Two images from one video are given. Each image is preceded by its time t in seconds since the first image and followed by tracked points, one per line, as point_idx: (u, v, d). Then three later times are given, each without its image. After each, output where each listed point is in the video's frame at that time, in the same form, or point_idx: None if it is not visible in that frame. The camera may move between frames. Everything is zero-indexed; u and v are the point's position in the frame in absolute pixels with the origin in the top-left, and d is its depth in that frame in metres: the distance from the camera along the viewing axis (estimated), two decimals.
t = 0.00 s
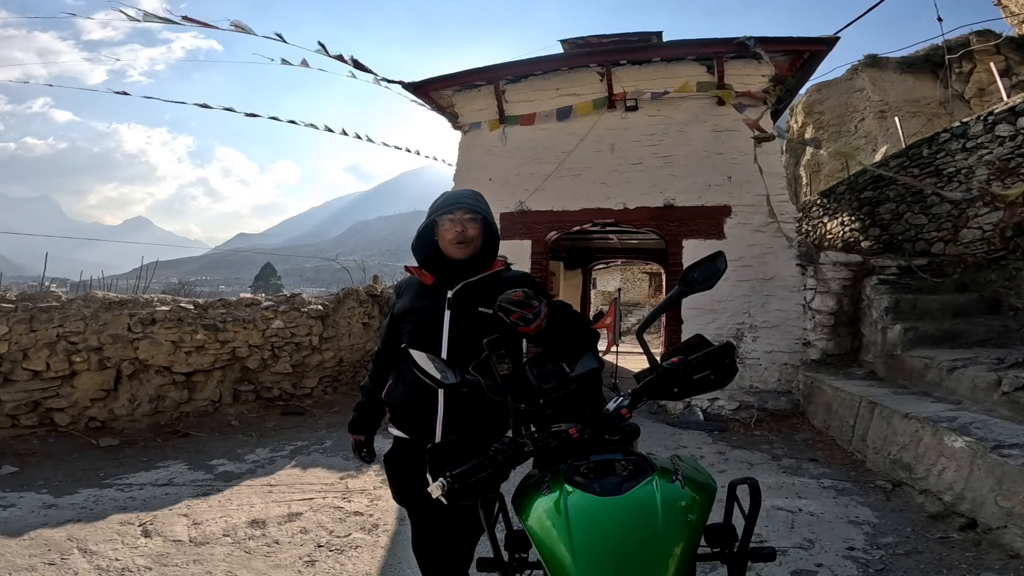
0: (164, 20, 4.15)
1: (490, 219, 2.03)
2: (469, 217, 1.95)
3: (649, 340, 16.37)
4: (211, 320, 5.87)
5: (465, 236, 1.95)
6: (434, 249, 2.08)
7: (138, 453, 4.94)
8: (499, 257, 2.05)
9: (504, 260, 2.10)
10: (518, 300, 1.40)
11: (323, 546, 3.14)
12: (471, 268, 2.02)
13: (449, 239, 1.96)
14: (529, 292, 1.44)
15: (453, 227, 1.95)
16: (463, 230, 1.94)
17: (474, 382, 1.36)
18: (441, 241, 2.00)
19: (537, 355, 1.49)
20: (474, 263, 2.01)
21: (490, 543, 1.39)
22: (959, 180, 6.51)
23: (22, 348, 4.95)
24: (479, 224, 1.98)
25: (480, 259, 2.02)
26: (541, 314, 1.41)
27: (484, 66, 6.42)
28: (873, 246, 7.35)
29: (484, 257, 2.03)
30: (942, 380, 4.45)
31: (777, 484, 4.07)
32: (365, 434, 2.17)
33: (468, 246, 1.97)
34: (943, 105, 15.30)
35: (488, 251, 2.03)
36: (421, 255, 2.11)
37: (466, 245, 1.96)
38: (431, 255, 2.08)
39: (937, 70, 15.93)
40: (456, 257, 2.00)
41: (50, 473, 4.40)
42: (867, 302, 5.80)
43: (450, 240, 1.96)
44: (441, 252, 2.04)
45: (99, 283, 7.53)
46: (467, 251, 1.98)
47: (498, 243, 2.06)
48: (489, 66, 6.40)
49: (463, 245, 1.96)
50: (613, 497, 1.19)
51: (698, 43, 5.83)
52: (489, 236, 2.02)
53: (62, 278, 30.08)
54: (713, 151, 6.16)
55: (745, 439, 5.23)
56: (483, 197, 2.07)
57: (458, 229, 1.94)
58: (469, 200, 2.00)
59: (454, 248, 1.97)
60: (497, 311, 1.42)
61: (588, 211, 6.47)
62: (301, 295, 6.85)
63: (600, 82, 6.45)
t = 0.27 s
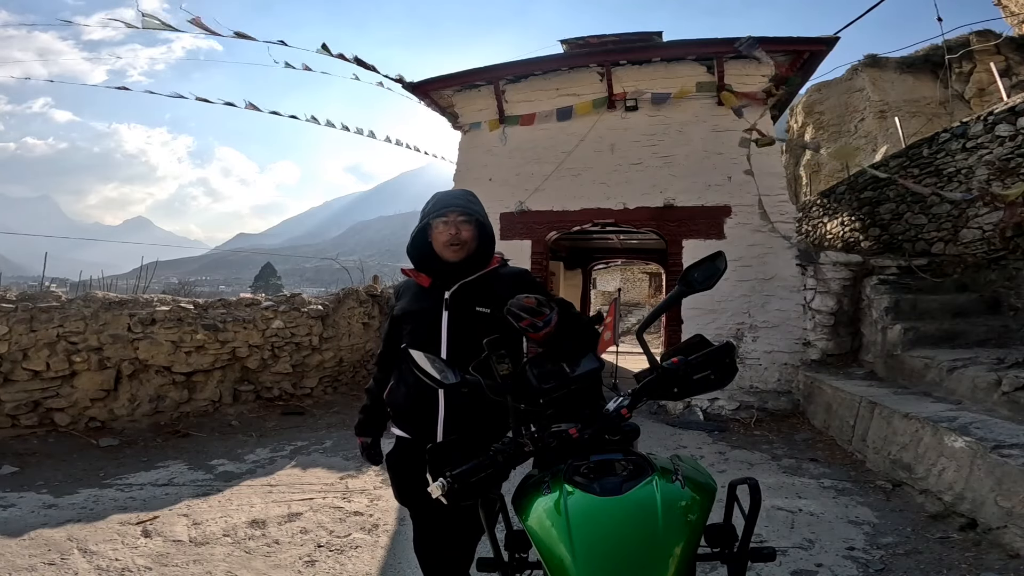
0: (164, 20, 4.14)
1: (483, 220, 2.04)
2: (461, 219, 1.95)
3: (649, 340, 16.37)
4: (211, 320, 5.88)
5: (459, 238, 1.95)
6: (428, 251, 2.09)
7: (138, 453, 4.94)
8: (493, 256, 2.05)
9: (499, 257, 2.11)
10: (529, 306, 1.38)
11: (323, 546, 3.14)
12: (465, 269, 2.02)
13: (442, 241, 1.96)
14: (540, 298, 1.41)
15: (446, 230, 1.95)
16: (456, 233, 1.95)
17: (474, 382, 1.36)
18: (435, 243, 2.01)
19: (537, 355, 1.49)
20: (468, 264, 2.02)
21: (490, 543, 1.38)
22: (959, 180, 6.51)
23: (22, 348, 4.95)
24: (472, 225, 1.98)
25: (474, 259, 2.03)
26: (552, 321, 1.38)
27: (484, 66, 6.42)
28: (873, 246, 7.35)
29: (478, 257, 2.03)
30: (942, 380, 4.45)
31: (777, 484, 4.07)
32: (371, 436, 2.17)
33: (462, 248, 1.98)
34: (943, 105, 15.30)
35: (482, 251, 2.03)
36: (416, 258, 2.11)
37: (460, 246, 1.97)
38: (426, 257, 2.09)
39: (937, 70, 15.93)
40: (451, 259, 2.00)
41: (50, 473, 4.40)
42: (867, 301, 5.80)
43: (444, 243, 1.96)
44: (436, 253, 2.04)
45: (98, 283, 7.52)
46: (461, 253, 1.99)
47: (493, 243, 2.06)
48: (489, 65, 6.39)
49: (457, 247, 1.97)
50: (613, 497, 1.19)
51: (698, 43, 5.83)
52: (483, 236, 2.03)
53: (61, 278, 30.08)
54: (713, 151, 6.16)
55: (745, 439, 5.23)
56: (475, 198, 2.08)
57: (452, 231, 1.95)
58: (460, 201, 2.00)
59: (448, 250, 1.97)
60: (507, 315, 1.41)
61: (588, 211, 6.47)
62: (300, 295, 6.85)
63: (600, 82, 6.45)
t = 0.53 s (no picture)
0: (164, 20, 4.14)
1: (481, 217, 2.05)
2: (460, 217, 1.97)
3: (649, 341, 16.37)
4: (211, 320, 5.88)
5: (457, 236, 1.96)
6: (426, 250, 2.09)
7: (138, 453, 4.94)
8: (491, 255, 2.06)
9: (496, 256, 2.11)
10: (525, 316, 1.36)
11: (323, 546, 3.14)
12: (463, 267, 2.03)
13: (441, 239, 1.97)
14: (535, 307, 1.40)
15: (446, 227, 1.96)
16: (455, 230, 1.96)
17: (474, 382, 1.36)
18: (434, 241, 2.02)
19: (537, 356, 1.49)
20: (467, 261, 2.03)
21: (490, 543, 1.39)
22: (959, 181, 6.51)
23: (22, 348, 4.95)
24: (471, 224, 2.00)
25: (472, 257, 2.04)
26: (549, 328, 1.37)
27: (484, 66, 6.42)
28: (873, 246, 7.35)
29: (476, 256, 2.04)
30: (942, 380, 4.45)
31: (777, 484, 4.07)
32: (371, 437, 2.17)
33: (460, 246, 1.99)
34: (943, 105, 15.30)
35: (480, 250, 2.04)
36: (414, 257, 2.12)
37: (458, 244, 1.98)
38: (424, 256, 2.09)
39: (937, 70, 15.93)
40: (449, 257, 2.01)
41: (50, 473, 4.40)
42: (867, 302, 5.80)
43: (443, 240, 1.97)
44: (434, 253, 2.05)
45: (98, 283, 7.52)
46: (459, 251, 2.00)
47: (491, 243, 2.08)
48: (489, 66, 6.40)
49: (456, 244, 1.98)
50: (613, 498, 1.19)
51: (698, 43, 5.83)
52: (481, 235, 2.04)
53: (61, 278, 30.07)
54: (713, 151, 6.16)
55: (745, 440, 5.23)
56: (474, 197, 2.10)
57: (451, 228, 1.96)
58: (459, 200, 2.02)
59: (447, 247, 1.98)
60: (503, 327, 1.39)
61: (588, 211, 6.47)
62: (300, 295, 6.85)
63: (600, 82, 6.45)
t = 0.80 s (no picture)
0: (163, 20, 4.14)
1: (481, 218, 2.05)
2: (461, 218, 1.97)
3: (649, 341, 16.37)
4: (211, 320, 5.88)
5: (458, 236, 1.96)
6: (426, 250, 2.09)
7: (138, 453, 4.94)
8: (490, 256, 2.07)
9: (495, 257, 2.11)
10: (522, 310, 1.36)
11: (323, 546, 3.14)
12: (463, 268, 2.03)
13: (441, 238, 1.97)
14: (532, 301, 1.40)
15: (446, 227, 1.96)
16: (456, 230, 1.96)
17: (474, 382, 1.36)
18: (434, 240, 2.01)
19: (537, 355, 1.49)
20: (467, 261, 2.03)
21: (490, 543, 1.38)
22: (959, 180, 6.51)
23: (22, 348, 4.95)
24: (472, 225, 2.00)
25: (472, 258, 2.04)
26: (546, 322, 1.37)
27: (484, 66, 6.42)
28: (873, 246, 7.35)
29: (475, 256, 2.05)
30: (942, 380, 4.45)
31: (777, 484, 4.07)
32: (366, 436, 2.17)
33: (460, 246, 1.98)
34: (943, 105, 15.30)
35: (479, 250, 2.05)
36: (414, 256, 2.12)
37: (459, 244, 1.97)
38: (424, 256, 2.08)
39: (938, 70, 15.93)
40: (449, 257, 2.01)
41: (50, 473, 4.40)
42: (867, 302, 5.80)
43: (443, 240, 1.97)
44: (433, 252, 2.05)
45: (99, 283, 7.52)
46: (459, 250, 1.99)
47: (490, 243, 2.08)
48: (489, 65, 6.39)
49: (456, 244, 1.97)
50: (613, 498, 1.19)
51: (698, 43, 5.83)
52: (481, 236, 2.04)
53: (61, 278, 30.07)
54: (713, 151, 6.16)
55: (745, 439, 5.23)
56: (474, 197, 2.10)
57: (452, 228, 1.95)
58: (460, 200, 2.02)
59: (448, 247, 1.98)
60: (501, 321, 1.39)
61: (588, 211, 6.47)
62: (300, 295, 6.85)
63: (600, 82, 6.45)
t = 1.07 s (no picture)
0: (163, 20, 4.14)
1: (480, 220, 2.04)
2: (459, 219, 1.96)
3: (649, 340, 16.38)
4: (211, 320, 5.88)
5: (455, 237, 1.95)
6: (426, 250, 2.09)
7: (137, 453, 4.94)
8: (490, 257, 2.08)
9: (494, 258, 2.11)
10: (526, 306, 1.38)
11: (323, 546, 3.14)
12: (461, 268, 2.03)
13: (439, 239, 1.96)
14: (535, 297, 1.41)
15: (443, 228, 1.95)
16: (453, 231, 1.95)
17: (475, 382, 1.36)
18: (433, 241, 2.00)
19: (538, 355, 1.50)
20: (466, 262, 2.03)
21: (490, 543, 1.39)
22: (959, 181, 6.51)
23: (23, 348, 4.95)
24: (468, 224, 1.99)
25: (471, 258, 2.05)
26: (550, 319, 1.38)
27: (485, 66, 6.42)
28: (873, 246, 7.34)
29: (475, 257, 2.05)
30: (941, 380, 4.45)
31: (777, 484, 4.07)
32: (360, 433, 2.16)
33: (458, 247, 1.98)
34: (943, 105, 15.30)
35: (478, 251, 2.05)
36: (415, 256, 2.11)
37: (456, 245, 1.96)
38: (424, 256, 2.09)
39: (937, 70, 15.93)
40: (447, 257, 2.00)
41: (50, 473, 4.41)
42: (867, 302, 5.80)
43: (441, 241, 1.96)
44: (433, 253, 2.05)
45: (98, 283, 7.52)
46: (458, 251, 1.98)
47: (489, 244, 2.09)
48: (489, 65, 6.40)
49: (453, 245, 1.96)
50: (613, 498, 1.19)
51: (698, 43, 5.83)
52: (479, 237, 2.04)
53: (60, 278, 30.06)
54: (713, 151, 6.16)
55: (745, 439, 5.23)
56: (475, 198, 2.09)
57: (449, 229, 1.95)
58: (458, 201, 2.02)
59: (445, 247, 1.97)
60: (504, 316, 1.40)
61: (588, 211, 6.47)
62: (300, 295, 6.85)
63: (600, 82, 6.45)
